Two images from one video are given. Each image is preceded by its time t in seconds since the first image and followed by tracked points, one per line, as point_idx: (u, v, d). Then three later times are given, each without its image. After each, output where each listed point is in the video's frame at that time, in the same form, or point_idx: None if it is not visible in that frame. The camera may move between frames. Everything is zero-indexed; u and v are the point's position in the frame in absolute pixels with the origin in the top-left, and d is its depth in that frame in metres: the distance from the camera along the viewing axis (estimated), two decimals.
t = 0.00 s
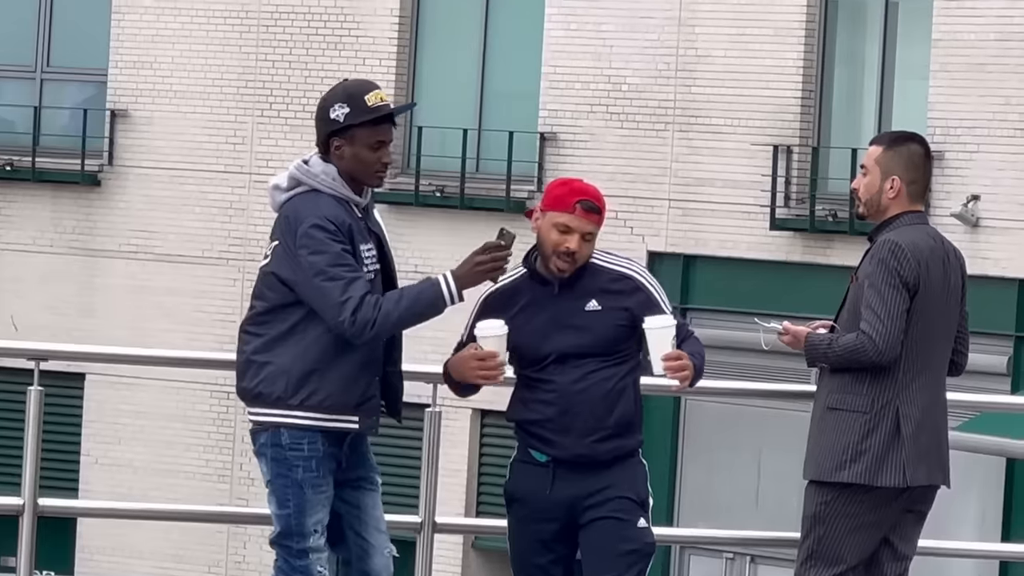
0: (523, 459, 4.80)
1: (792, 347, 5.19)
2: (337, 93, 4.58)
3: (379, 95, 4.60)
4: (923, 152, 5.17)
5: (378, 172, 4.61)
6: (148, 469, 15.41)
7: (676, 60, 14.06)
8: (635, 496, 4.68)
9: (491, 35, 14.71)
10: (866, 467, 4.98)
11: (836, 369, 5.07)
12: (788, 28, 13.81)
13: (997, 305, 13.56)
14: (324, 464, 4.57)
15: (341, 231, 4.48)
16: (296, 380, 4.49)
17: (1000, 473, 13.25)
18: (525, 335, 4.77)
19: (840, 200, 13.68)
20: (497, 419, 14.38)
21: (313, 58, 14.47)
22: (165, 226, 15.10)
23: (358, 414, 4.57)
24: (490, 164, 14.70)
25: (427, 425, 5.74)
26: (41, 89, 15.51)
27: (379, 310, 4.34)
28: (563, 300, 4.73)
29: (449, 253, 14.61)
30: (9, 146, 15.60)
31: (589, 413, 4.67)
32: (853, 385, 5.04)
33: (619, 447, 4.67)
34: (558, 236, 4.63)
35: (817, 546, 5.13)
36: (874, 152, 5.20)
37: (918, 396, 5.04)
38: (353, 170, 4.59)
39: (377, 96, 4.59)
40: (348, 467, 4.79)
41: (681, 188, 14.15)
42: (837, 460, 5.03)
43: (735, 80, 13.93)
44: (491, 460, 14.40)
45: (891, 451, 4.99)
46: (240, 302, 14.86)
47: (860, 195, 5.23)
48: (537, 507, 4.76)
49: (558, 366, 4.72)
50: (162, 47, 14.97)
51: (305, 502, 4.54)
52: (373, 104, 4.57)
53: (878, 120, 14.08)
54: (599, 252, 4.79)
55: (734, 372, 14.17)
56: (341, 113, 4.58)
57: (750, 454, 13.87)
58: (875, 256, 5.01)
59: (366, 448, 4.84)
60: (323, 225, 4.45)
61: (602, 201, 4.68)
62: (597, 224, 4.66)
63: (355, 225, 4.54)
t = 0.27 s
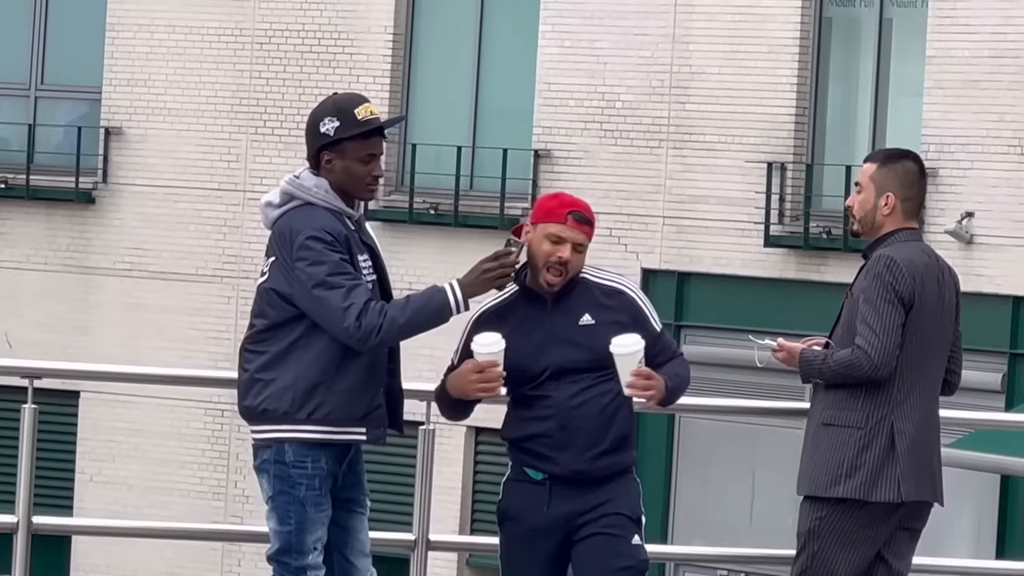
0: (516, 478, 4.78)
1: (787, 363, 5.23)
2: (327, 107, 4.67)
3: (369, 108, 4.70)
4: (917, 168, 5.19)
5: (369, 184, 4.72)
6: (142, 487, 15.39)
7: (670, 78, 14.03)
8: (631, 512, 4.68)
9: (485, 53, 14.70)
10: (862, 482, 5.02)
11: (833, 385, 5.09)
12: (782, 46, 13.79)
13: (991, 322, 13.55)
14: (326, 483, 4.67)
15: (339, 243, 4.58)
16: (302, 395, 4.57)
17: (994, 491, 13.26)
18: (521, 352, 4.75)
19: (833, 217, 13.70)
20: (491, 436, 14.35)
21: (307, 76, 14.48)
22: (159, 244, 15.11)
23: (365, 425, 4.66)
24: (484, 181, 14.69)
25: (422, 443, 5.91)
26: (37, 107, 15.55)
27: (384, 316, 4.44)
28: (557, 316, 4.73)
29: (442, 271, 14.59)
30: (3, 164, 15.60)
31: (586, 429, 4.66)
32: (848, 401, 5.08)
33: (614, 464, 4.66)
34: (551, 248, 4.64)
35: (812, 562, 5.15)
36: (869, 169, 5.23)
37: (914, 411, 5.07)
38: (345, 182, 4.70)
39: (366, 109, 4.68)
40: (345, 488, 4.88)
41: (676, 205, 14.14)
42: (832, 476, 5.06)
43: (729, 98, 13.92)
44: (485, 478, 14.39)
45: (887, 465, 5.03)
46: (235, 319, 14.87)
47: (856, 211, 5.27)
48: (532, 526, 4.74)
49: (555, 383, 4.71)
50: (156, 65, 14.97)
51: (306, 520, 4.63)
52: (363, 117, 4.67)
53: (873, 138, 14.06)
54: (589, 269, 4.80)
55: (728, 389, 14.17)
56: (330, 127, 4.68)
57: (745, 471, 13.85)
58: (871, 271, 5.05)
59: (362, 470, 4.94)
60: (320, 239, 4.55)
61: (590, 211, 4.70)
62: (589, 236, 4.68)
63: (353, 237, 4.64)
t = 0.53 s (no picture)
0: (509, 494, 4.89)
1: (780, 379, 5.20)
2: (324, 122, 4.76)
3: (365, 123, 4.78)
4: (913, 185, 5.19)
5: (367, 199, 4.80)
6: (138, 504, 15.39)
7: (666, 94, 14.03)
8: (622, 527, 4.79)
9: (480, 70, 14.70)
10: (856, 498, 5.02)
11: (827, 401, 5.10)
12: (777, 62, 13.78)
13: (986, 337, 13.53)
14: (331, 501, 4.74)
15: (339, 258, 4.67)
16: (305, 410, 4.65)
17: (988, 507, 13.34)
18: (512, 366, 4.84)
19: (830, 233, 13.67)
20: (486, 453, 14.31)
21: (302, 92, 14.48)
22: (154, 260, 15.10)
23: (370, 439, 4.74)
24: (479, 198, 14.69)
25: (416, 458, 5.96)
26: (31, 124, 15.57)
27: (386, 328, 4.52)
28: (547, 331, 4.84)
29: (438, 287, 14.56)
30: None
31: (577, 444, 4.76)
32: (842, 417, 5.09)
33: (606, 478, 4.77)
34: (544, 257, 4.76)
35: None
36: (864, 185, 5.23)
37: (908, 427, 5.07)
38: (343, 197, 4.79)
39: (362, 124, 4.77)
40: (350, 504, 4.95)
41: (671, 221, 14.13)
42: (826, 492, 5.07)
43: (725, 114, 13.91)
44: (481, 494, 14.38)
45: (881, 481, 5.03)
46: (230, 335, 14.85)
47: (852, 228, 5.28)
48: (523, 539, 4.84)
49: (546, 398, 4.81)
50: (151, 81, 14.96)
51: (310, 536, 4.69)
52: (359, 132, 4.75)
53: (868, 154, 14.05)
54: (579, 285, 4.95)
55: (723, 405, 14.18)
56: (328, 142, 4.77)
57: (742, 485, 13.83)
58: (866, 287, 5.07)
59: (368, 487, 5.01)
60: (321, 253, 4.63)
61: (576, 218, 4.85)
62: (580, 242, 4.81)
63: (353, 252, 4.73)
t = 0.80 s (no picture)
0: (496, 507, 4.75)
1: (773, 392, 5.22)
2: (322, 135, 4.61)
3: (364, 136, 4.64)
4: (904, 199, 5.14)
5: (366, 213, 4.65)
6: (133, 517, 15.37)
7: (660, 107, 14.04)
8: (611, 540, 4.66)
9: (475, 83, 14.71)
10: (845, 513, 5.00)
11: (817, 415, 5.07)
12: (771, 75, 13.78)
13: (981, 350, 13.53)
14: (332, 514, 4.58)
15: (336, 267, 4.53)
16: (303, 423, 4.50)
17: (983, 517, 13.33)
18: (502, 374, 4.70)
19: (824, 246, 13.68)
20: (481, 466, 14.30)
21: (297, 106, 14.49)
22: (149, 274, 15.11)
23: (371, 451, 4.60)
24: (474, 211, 14.70)
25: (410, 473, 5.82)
26: (26, 137, 15.59)
27: (383, 339, 4.38)
28: (538, 341, 4.70)
29: (432, 300, 14.56)
30: None
31: (566, 456, 4.63)
32: (832, 431, 5.06)
33: (594, 490, 4.63)
34: (536, 267, 4.63)
35: None
36: (855, 199, 5.18)
37: (898, 442, 5.03)
38: (342, 211, 4.64)
39: (361, 136, 4.62)
40: (352, 518, 4.79)
41: (666, 235, 14.13)
42: (816, 507, 5.05)
43: (719, 127, 13.92)
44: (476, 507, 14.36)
45: (871, 496, 4.99)
46: (225, 349, 14.86)
47: (844, 240, 5.22)
48: (510, 552, 4.70)
49: (536, 408, 4.67)
50: (145, 94, 14.97)
51: (310, 549, 4.54)
52: (359, 143, 4.60)
53: (863, 167, 14.06)
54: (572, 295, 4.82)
55: (719, 418, 14.17)
56: (327, 155, 4.61)
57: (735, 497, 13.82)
58: (856, 301, 5.01)
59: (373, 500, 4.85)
60: (317, 263, 4.50)
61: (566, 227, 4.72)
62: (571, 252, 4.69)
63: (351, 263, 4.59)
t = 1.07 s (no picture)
0: (485, 517, 4.75)
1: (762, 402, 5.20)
2: (317, 145, 4.59)
3: (359, 145, 4.61)
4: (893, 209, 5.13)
5: (362, 223, 4.62)
6: (127, 528, 15.36)
7: (655, 118, 14.04)
8: (599, 549, 4.67)
9: (470, 94, 14.72)
10: (835, 524, 4.98)
11: (807, 425, 5.04)
12: (766, 86, 13.77)
13: (976, 361, 13.53)
14: (327, 524, 4.57)
15: (331, 277, 4.51)
16: (298, 434, 4.49)
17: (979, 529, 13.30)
18: (494, 382, 4.68)
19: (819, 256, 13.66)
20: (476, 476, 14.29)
21: (291, 116, 14.50)
22: (144, 284, 15.11)
23: (366, 460, 4.59)
24: (469, 222, 14.70)
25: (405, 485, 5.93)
26: (20, 147, 15.59)
27: (376, 349, 4.36)
28: (530, 350, 4.70)
29: (427, 310, 14.56)
30: None
31: (556, 466, 4.63)
32: (822, 441, 5.03)
33: (584, 500, 4.65)
34: (530, 276, 4.61)
35: None
36: (843, 209, 5.17)
37: (887, 453, 5.01)
38: (338, 222, 4.61)
39: (357, 146, 4.60)
40: (349, 528, 4.78)
41: (661, 245, 14.12)
42: (806, 518, 5.03)
43: (714, 137, 13.92)
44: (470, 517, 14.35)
45: (860, 508, 4.98)
46: (220, 359, 14.86)
47: (832, 250, 5.21)
48: (498, 562, 4.70)
49: (526, 417, 4.67)
50: (140, 105, 14.98)
51: (304, 559, 4.53)
52: (354, 154, 4.58)
53: (858, 177, 14.07)
54: (564, 304, 4.82)
55: (714, 428, 14.17)
56: (322, 165, 4.59)
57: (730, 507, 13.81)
58: (846, 313, 4.97)
59: (369, 511, 4.84)
60: (312, 272, 4.48)
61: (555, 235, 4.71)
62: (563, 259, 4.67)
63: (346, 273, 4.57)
